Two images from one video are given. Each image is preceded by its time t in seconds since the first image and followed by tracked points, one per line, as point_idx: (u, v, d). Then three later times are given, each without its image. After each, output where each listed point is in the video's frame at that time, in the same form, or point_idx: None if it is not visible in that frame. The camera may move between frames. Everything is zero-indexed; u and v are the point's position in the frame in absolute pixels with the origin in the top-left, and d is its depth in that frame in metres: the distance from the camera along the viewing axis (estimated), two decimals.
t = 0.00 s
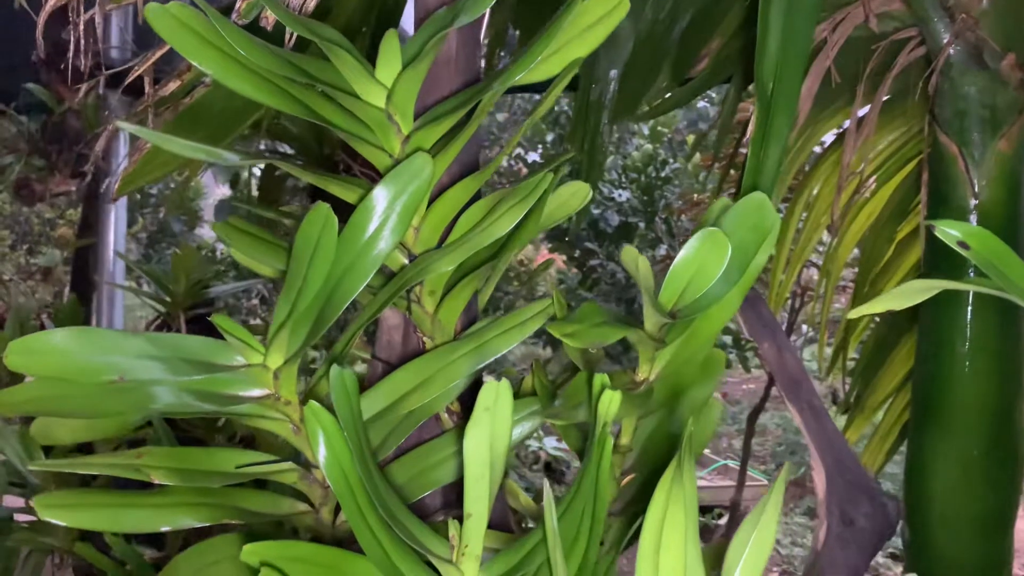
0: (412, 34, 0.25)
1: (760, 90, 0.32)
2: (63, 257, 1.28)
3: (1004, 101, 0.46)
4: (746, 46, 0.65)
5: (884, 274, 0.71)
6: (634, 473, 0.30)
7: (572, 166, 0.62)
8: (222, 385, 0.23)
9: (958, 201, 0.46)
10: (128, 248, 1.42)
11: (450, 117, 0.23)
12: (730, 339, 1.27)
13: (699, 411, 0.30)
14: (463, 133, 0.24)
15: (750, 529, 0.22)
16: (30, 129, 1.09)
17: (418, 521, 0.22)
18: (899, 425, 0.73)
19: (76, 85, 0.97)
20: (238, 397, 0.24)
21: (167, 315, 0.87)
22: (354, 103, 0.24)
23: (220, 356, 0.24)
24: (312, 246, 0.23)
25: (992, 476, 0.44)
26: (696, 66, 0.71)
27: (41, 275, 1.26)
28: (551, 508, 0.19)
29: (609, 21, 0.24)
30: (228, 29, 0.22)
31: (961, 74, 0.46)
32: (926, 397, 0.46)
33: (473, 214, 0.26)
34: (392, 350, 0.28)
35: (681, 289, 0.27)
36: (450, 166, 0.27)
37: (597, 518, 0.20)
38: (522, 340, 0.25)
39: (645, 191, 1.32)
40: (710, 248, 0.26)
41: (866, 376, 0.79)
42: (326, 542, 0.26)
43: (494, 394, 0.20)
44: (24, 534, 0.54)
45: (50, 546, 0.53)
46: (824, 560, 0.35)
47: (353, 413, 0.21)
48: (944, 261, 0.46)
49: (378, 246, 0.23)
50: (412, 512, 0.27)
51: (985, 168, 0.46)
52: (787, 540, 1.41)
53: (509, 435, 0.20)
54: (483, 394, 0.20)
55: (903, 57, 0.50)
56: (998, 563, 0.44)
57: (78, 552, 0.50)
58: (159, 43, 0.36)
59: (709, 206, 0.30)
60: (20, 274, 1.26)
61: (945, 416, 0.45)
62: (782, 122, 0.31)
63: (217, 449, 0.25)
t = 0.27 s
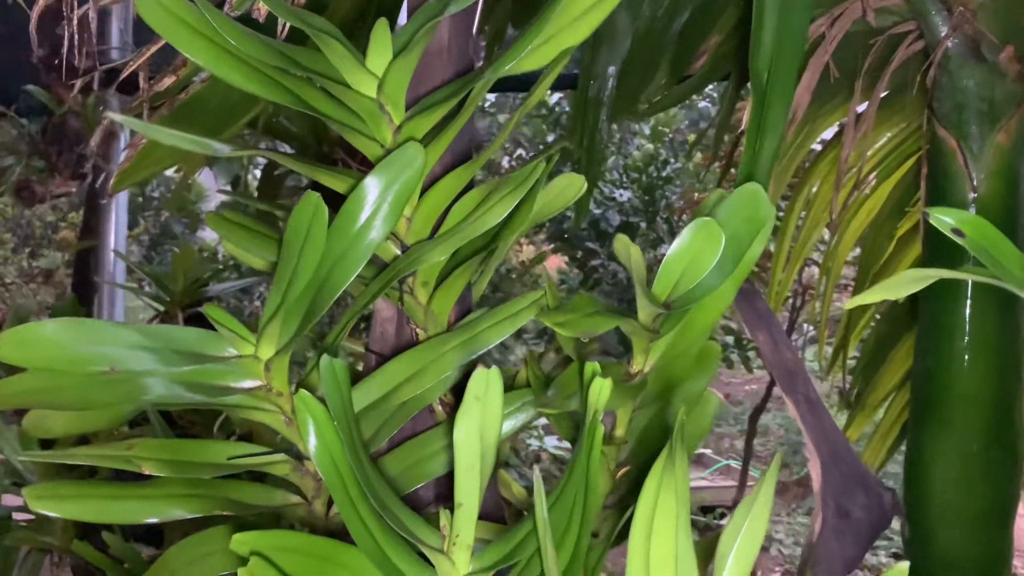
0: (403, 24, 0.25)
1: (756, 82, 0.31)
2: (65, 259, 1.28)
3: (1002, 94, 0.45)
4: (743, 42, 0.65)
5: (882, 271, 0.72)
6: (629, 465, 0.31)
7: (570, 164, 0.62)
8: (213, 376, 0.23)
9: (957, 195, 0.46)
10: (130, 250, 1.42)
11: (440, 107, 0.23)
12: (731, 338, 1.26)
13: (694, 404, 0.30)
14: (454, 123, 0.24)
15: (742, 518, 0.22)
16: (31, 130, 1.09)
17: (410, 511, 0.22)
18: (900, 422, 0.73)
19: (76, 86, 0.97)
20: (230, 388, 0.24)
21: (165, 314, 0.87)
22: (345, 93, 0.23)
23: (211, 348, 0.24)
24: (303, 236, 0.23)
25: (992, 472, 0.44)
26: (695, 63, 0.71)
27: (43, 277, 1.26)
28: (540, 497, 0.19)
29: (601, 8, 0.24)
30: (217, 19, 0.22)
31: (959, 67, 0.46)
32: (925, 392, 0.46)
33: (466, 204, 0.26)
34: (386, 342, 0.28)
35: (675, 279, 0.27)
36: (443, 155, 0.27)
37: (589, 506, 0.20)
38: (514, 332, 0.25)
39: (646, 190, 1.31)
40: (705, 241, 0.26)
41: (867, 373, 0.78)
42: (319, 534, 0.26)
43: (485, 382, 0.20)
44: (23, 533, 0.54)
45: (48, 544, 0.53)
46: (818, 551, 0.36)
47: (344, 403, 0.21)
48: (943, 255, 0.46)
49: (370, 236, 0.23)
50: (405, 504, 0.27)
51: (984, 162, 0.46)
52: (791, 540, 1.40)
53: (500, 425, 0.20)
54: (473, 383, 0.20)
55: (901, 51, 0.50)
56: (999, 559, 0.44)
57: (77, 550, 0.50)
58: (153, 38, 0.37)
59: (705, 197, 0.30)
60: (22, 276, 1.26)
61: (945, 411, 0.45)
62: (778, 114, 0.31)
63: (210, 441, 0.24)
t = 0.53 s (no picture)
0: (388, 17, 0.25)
1: (744, 73, 0.31)
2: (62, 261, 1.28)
3: (995, 88, 0.45)
4: (737, 39, 0.64)
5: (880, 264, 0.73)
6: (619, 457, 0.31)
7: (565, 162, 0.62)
8: (200, 371, 0.23)
9: (950, 189, 0.46)
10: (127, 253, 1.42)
11: (425, 99, 0.23)
12: (731, 337, 1.26)
13: (683, 398, 0.30)
14: (439, 114, 0.24)
15: (728, 508, 0.22)
16: (27, 132, 1.09)
17: (396, 504, 0.22)
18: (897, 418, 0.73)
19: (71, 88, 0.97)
20: (218, 382, 0.23)
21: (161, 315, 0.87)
22: (330, 85, 0.23)
23: (197, 343, 0.24)
24: (288, 228, 0.23)
25: (988, 466, 0.44)
26: (690, 60, 0.71)
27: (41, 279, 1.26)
28: (524, 487, 0.19)
29: None
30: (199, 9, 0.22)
31: (951, 61, 0.46)
32: (920, 387, 0.46)
33: (452, 196, 0.26)
34: (375, 336, 0.28)
35: (664, 270, 0.27)
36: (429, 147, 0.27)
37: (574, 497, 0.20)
38: (502, 325, 0.25)
39: (644, 190, 1.30)
40: (693, 231, 0.26)
41: (864, 370, 0.78)
42: (307, 529, 0.26)
43: (468, 372, 0.20)
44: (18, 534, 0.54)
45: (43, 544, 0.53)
46: (809, 540, 0.35)
47: (329, 396, 0.21)
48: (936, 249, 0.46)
49: (356, 226, 0.23)
50: (394, 498, 0.27)
51: (976, 156, 0.46)
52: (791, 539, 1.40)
53: (484, 417, 0.20)
54: (457, 373, 0.20)
55: (894, 46, 0.50)
56: (997, 553, 0.44)
57: (71, 551, 0.50)
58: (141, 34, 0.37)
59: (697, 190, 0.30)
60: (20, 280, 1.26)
61: (940, 406, 0.45)
62: (766, 107, 0.31)
63: (197, 436, 0.24)
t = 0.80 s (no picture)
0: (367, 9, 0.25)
1: (728, 66, 0.31)
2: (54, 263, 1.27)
3: (980, 80, 0.45)
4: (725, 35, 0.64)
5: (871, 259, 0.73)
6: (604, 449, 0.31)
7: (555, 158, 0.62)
8: (181, 365, 0.23)
9: (936, 181, 0.46)
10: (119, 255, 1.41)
11: (405, 90, 0.23)
12: (724, 334, 1.26)
13: (670, 390, 0.30)
14: (420, 105, 0.24)
15: (710, 496, 0.22)
16: (16, 134, 1.09)
17: (378, 496, 0.22)
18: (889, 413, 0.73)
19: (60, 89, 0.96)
20: (199, 375, 0.23)
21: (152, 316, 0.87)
22: (309, 76, 0.23)
23: (177, 336, 0.24)
24: (266, 221, 0.23)
25: (976, 457, 0.44)
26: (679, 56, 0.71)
27: (32, 282, 1.25)
28: (502, 476, 0.19)
29: None
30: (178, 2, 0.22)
31: (937, 54, 0.46)
32: (908, 378, 0.46)
33: (435, 186, 0.26)
34: (357, 330, 0.28)
35: (646, 263, 0.27)
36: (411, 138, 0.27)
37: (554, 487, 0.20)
38: (485, 316, 0.25)
39: (638, 187, 1.29)
40: (676, 222, 0.26)
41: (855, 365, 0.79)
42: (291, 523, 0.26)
43: (448, 362, 0.20)
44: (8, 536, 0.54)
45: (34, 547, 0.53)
46: (797, 526, 0.41)
47: (309, 389, 0.21)
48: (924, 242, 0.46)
49: (337, 217, 0.23)
50: (379, 491, 0.27)
51: (962, 148, 0.46)
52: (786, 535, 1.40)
53: (464, 407, 0.20)
54: (436, 364, 0.20)
55: (880, 39, 0.50)
56: (986, 544, 0.44)
57: (61, 553, 0.50)
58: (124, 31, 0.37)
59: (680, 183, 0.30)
60: (11, 283, 1.26)
61: (928, 397, 0.45)
62: (750, 98, 0.31)
63: (179, 431, 0.24)
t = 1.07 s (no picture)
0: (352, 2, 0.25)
1: (716, 57, 0.31)
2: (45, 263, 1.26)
3: (969, 71, 0.45)
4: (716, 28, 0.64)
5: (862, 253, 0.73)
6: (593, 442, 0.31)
7: (547, 152, 0.61)
8: (167, 361, 0.23)
9: (926, 172, 0.46)
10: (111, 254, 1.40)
11: (390, 83, 0.23)
12: (719, 329, 1.26)
13: (661, 384, 0.30)
14: (404, 96, 0.24)
15: (696, 488, 0.22)
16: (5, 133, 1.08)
17: (364, 490, 0.22)
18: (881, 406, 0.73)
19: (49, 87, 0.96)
20: (186, 370, 0.23)
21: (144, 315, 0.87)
22: (294, 69, 0.23)
23: (163, 331, 0.24)
24: (251, 215, 0.23)
25: (966, 448, 0.43)
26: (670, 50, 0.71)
27: (23, 282, 1.25)
28: (487, 469, 0.19)
29: None
30: None
31: (926, 46, 0.46)
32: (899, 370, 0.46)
33: (421, 179, 0.26)
34: (345, 324, 0.28)
35: (634, 255, 0.27)
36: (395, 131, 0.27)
37: (540, 478, 0.20)
38: (472, 309, 0.25)
39: (631, 183, 1.29)
40: (665, 213, 0.26)
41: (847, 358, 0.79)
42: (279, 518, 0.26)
43: (433, 354, 0.20)
44: None
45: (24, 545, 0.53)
46: (784, 518, 0.40)
47: (295, 383, 0.21)
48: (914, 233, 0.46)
49: (322, 210, 0.22)
50: (369, 486, 0.27)
51: (952, 139, 0.46)
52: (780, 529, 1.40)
53: (450, 399, 0.20)
54: (421, 355, 0.20)
55: (870, 31, 0.50)
56: (977, 536, 0.44)
57: (52, 551, 0.50)
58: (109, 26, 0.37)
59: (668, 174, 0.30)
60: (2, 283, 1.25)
61: (918, 388, 0.45)
62: (738, 88, 0.31)
63: (165, 426, 0.24)
